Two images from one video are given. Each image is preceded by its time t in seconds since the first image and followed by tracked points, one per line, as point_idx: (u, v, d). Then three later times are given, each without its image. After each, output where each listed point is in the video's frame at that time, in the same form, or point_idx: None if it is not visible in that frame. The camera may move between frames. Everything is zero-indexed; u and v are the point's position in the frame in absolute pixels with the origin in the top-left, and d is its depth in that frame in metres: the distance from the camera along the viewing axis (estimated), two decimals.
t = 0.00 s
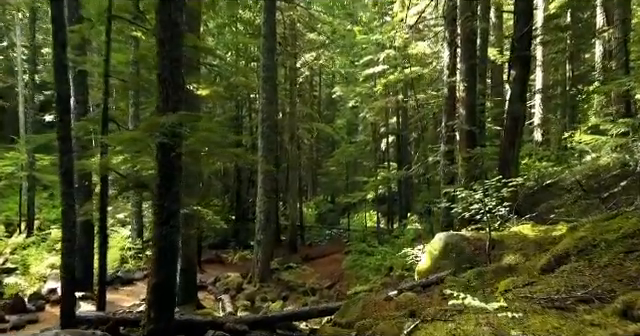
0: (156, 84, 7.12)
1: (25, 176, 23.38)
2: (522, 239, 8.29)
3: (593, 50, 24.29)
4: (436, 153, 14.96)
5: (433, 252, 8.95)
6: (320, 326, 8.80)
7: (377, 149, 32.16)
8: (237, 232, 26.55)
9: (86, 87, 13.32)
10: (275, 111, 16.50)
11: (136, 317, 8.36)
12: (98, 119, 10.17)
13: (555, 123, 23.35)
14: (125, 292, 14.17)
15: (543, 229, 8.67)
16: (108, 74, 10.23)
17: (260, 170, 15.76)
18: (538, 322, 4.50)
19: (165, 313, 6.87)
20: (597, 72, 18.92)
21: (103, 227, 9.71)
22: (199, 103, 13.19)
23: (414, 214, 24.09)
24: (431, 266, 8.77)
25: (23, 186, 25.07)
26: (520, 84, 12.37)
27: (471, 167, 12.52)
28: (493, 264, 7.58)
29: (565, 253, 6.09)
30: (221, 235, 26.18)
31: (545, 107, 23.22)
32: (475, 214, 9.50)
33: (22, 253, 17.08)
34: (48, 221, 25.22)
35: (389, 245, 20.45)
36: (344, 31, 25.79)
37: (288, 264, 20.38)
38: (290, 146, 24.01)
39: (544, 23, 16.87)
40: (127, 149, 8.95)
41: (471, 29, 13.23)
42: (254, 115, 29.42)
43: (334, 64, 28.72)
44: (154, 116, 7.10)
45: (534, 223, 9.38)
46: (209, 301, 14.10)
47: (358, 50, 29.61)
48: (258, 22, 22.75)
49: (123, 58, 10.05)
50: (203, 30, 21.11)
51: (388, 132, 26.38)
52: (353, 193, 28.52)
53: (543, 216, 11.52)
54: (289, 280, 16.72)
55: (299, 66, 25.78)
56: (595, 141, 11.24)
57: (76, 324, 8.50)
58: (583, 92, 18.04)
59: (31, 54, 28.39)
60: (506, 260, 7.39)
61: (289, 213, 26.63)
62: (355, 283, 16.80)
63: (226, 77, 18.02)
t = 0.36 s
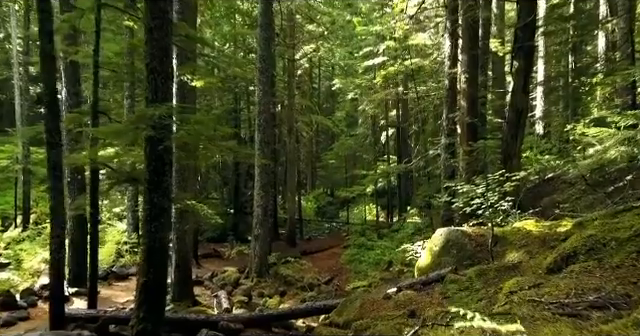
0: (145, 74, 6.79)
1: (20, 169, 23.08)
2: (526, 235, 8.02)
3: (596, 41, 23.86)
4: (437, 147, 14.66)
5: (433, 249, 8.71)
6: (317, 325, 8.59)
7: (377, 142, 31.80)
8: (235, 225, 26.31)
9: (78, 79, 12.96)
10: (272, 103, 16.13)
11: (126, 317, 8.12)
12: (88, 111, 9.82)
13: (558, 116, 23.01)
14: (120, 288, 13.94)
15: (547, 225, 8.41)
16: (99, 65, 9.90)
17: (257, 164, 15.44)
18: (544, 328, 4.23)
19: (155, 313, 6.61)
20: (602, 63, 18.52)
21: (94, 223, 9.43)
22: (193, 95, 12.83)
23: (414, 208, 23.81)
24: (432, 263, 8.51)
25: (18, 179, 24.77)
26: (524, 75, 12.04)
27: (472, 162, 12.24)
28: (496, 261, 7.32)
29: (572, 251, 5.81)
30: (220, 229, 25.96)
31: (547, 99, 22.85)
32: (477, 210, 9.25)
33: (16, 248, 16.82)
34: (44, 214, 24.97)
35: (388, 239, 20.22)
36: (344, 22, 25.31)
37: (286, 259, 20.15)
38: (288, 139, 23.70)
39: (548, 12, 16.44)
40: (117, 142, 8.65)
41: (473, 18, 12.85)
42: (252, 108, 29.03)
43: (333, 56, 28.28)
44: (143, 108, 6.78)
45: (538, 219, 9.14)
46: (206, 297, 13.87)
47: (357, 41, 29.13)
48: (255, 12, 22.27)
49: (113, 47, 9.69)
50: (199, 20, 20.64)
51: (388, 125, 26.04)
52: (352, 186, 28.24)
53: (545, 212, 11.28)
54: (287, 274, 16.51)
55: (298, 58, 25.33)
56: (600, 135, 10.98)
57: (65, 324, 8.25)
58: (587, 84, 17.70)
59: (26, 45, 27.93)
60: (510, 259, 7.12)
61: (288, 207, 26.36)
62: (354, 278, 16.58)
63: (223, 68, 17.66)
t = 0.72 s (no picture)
0: (130, 63, 6.43)
1: (14, 162, 22.75)
2: (530, 231, 7.72)
3: (600, 31, 23.39)
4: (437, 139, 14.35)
5: (433, 245, 8.43)
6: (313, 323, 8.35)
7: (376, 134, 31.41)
8: (233, 218, 26.04)
9: (68, 69, 12.58)
10: (269, 94, 15.74)
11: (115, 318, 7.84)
12: (76, 102, 9.48)
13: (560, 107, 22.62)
14: (114, 284, 13.68)
15: (551, 220, 8.11)
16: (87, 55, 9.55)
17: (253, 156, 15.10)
18: None
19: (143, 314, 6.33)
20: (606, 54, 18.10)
21: (83, 218, 9.14)
22: (186, 86, 12.46)
23: (414, 201, 23.50)
24: (432, 259, 8.24)
25: (13, 171, 24.45)
26: (527, 65, 11.69)
27: (474, 155, 11.94)
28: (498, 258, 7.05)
29: (581, 251, 5.50)
30: (217, 222, 25.70)
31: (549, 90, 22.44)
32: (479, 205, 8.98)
33: (9, 242, 16.55)
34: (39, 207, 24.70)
35: (387, 233, 19.93)
36: (343, 12, 24.80)
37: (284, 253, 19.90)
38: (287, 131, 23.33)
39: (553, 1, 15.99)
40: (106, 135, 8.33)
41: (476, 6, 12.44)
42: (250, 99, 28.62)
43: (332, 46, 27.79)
44: (128, 98, 6.43)
45: (542, 214, 8.86)
46: (201, 292, 13.61)
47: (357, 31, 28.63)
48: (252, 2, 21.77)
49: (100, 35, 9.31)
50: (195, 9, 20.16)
51: (388, 117, 25.64)
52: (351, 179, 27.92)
53: (549, 207, 11.00)
54: (284, 269, 16.24)
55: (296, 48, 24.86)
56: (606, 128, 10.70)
57: (52, 324, 7.98)
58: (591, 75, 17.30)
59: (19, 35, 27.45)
60: (514, 256, 6.82)
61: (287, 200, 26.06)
62: (352, 273, 16.31)
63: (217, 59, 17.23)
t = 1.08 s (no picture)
0: (114, 51, 6.06)
1: (8, 154, 22.41)
2: (534, 227, 7.42)
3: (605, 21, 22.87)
4: (438, 132, 14.01)
5: (433, 241, 8.13)
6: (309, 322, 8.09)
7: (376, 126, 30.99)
8: (231, 211, 25.78)
9: (57, 59, 12.18)
10: (266, 85, 15.32)
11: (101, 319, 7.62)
12: (62, 93, 9.13)
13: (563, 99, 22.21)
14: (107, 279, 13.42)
15: (556, 216, 7.82)
16: (73, 45, 9.18)
17: (249, 149, 14.75)
18: None
19: (129, 315, 6.06)
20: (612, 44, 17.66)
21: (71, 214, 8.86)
22: (179, 76, 12.06)
23: (414, 194, 23.19)
24: (432, 256, 7.96)
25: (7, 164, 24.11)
26: (531, 54, 11.34)
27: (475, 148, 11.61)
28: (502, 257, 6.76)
29: (594, 252, 5.18)
30: (215, 214, 25.45)
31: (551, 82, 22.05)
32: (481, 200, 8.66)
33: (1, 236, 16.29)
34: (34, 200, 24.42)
35: (387, 226, 19.63)
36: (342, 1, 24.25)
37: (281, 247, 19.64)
38: (285, 123, 22.96)
39: None
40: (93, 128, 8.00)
41: None
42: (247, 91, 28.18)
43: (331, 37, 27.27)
44: (112, 88, 6.07)
45: (546, 210, 8.56)
46: (196, 288, 13.35)
47: (356, 22, 28.07)
48: None
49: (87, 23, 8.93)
50: None
51: (388, 108, 25.25)
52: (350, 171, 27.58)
53: (552, 201, 10.70)
54: (282, 263, 15.99)
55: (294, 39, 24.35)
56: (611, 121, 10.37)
57: (39, 324, 7.76)
58: (595, 65, 16.91)
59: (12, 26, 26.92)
60: (519, 254, 6.52)
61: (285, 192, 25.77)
62: (351, 268, 16.04)
63: (212, 49, 16.85)
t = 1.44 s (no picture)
0: (98, 41, 5.76)
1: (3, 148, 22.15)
2: (539, 225, 7.17)
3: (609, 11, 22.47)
4: (438, 125, 13.72)
5: (434, 237, 7.89)
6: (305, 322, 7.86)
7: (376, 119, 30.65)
8: (229, 204, 25.56)
9: (47, 50, 11.87)
10: (263, 77, 14.98)
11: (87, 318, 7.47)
12: (49, 85, 8.83)
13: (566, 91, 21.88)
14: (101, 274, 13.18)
15: (561, 213, 7.57)
16: (61, 35, 8.86)
17: (246, 142, 14.48)
18: None
19: (116, 317, 5.81)
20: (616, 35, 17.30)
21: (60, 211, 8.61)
22: (172, 67, 11.73)
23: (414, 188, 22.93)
24: (433, 253, 7.71)
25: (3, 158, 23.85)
26: (535, 46, 11.04)
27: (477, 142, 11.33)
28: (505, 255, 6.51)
29: (605, 254, 4.92)
30: (213, 208, 25.22)
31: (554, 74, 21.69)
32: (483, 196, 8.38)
33: None
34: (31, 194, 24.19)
35: (387, 220, 19.39)
36: None
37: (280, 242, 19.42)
38: (283, 116, 22.65)
39: None
40: (81, 120, 7.69)
41: None
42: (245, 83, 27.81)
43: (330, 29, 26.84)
44: (96, 80, 5.76)
45: (550, 206, 8.29)
46: (192, 284, 13.12)
47: (356, 13, 27.62)
48: None
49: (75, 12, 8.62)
50: None
51: (387, 101, 24.90)
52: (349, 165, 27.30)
53: (556, 197, 10.43)
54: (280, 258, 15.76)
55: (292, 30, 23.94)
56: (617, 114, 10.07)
57: (28, 324, 7.57)
58: (599, 57, 16.57)
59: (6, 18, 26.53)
60: (524, 253, 6.27)
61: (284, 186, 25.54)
62: (349, 263, 15.82)
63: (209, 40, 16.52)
